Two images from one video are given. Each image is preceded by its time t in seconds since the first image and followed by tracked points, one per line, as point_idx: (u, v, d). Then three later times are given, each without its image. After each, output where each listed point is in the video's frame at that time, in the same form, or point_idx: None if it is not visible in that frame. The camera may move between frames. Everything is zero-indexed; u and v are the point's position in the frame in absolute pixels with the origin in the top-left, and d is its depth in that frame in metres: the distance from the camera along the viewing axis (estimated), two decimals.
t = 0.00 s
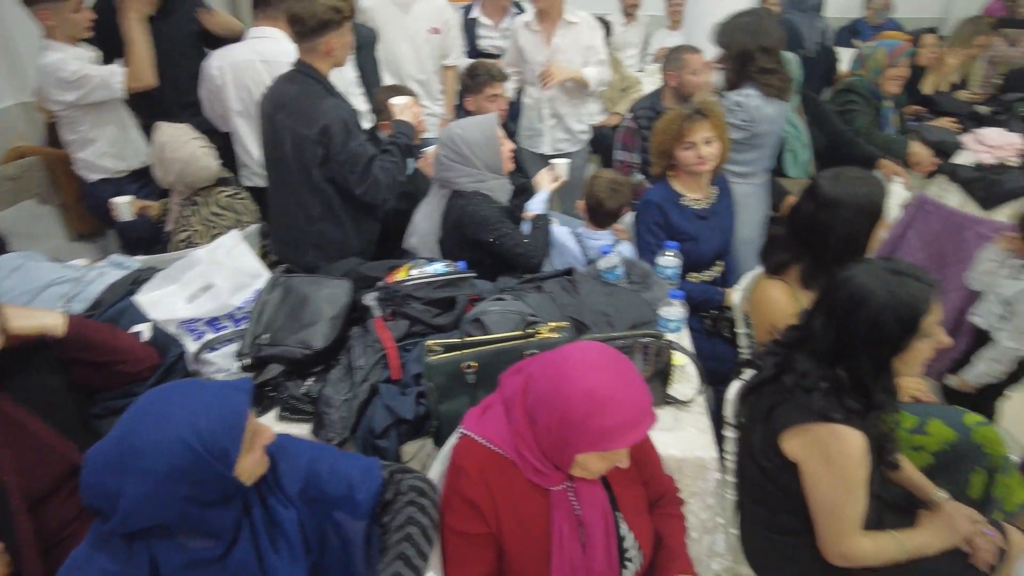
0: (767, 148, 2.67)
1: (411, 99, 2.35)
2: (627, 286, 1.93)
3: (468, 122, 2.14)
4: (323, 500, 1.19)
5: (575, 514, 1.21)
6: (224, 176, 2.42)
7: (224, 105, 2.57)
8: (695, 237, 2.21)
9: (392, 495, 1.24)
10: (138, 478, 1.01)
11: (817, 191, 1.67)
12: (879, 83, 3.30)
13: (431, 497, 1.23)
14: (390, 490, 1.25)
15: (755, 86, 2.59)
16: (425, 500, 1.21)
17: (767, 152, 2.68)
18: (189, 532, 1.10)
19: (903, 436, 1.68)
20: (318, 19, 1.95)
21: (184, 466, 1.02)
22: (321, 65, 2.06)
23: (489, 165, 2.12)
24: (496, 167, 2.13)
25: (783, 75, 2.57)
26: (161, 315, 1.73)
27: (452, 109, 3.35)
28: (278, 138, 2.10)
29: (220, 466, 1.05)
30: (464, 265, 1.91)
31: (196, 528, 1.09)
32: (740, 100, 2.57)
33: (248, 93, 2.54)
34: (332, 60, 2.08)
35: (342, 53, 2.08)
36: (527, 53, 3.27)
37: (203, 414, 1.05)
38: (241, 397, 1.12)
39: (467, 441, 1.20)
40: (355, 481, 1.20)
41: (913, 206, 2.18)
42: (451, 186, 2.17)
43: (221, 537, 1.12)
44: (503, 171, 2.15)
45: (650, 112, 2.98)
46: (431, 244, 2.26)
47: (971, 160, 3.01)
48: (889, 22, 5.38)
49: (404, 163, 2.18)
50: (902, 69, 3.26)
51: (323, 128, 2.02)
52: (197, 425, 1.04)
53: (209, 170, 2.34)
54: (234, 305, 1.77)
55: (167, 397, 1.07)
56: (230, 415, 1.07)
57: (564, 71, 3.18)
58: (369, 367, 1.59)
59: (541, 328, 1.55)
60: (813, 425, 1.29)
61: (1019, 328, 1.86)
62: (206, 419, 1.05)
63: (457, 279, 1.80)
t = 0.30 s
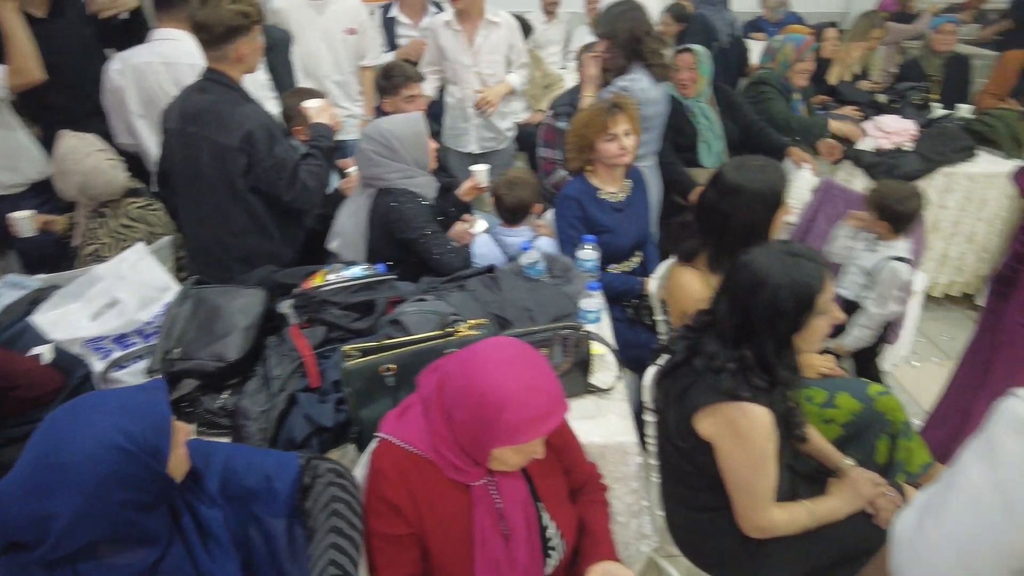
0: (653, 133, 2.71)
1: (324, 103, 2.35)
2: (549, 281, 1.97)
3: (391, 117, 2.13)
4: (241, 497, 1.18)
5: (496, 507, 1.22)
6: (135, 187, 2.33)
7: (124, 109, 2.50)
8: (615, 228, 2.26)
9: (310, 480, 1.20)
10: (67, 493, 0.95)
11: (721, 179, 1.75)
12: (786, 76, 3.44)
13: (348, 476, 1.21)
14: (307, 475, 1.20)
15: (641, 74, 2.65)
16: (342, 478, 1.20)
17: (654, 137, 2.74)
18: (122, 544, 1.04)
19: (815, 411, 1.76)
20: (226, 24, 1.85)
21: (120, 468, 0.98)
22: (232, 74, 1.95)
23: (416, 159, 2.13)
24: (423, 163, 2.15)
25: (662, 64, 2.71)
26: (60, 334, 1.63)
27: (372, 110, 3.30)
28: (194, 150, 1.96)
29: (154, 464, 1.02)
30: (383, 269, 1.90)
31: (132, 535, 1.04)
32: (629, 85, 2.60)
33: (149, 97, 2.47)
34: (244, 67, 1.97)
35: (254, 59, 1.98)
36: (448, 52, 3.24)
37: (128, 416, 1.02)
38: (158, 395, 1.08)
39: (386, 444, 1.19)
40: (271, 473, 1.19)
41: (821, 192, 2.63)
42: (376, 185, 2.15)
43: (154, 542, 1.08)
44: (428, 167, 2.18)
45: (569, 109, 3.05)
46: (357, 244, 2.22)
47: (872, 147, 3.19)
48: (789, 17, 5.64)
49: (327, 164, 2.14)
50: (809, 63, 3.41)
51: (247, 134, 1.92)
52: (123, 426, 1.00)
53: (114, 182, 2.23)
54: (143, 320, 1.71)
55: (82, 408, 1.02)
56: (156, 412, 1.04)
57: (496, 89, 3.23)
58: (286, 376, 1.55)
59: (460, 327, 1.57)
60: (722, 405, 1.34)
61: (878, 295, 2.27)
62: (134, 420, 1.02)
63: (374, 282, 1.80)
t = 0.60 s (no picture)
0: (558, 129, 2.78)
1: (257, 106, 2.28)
2: (495, 277, 1.98)
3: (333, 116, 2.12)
4: (184, 503, 1.15)
5: (443, 503, 1.22)
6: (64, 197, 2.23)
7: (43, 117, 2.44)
8: (560, 222, 2.28)
9: (253, 487, 1.17)
10: (11, 496, 0.92)
11: (656, 171, 1.81)
12: (724, 71, 3.53)
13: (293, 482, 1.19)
14: (250, 482, 1.18)
15: (541, 70, 2.70)
16: (289, 485, 1.17)
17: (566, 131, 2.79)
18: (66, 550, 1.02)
19: (756, 393, 1.82)
20: (150, 29, 1.79)
21: (68, 469, 0.96)
22: (160, 80, 1.88)
23: (358, 157, 2.14)
24: (366, 161, 2.16)
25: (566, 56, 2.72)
26: None
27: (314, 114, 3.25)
28: (129, 162, 1.88)
29: (100, 466, 1.00)
30: (324, 272, 1.87)
31: (76, 540, 1.02)
32: (522, 84, 2.67)
33: (68, 104, 2.41)
34: (175, 73, 1.91)
35: (184, 65, 1.92)
36: (402, 52, 3.22)
37: (75, 416, 0.99)
38: (103, 395, 1.05)
39: (329, 447, 1.18)
40: (213, 480, 1.16)
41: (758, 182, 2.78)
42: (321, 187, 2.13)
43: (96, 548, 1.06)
44: (370, 165, 2.19)
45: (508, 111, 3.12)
46: (298, 242, 2.16)
47: (804, 136, 3.27)
48: (721, 15, 5.81)
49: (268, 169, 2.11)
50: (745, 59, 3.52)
51: (185, 141, 1.86)
52: (70, 427, 0.97)
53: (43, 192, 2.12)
54: (73, 334, 1.63)
55: (25, 408, 0.98)
56: (101, 413, 1.02)
57: (445, 89, 3.19)
58: (227, 385, 1.52)
59: (404, 326, 1.56)
60: (662, 391, 1.37)
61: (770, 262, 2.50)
62: (80, 420, 0.99)
63: (316, 286, 1.76)
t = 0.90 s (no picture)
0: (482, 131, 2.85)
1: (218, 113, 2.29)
2: (469, 279, 2.00)
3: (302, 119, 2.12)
4: (161, 518, 1.14)
5: (424, 505, 1.23)
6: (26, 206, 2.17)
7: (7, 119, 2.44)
8: (534, 222, 2.29)
9: (231, 503, 1.17)
10: None
11: (625, 170, 1.85)
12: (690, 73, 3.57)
13: (271, 496, 1.19)
14: (227, 498, 1.18)
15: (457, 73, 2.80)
16: (266, 501, 1.17)
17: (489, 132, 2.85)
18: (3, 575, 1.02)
19: (727, 386, 1.86)
20: (107, 36, 1.74)
21: None
22: (117, 90, 1.84)
23: (327, 159, 2.12)
24: (334, 163, 2.13)
25: (479, 59, 2.74)
26: None
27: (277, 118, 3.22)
28: (91, 179, 1.84)
29: (33, 507, 0.96)
30: (297, 279, 1.86)
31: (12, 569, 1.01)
32: (438, 86, 2.82)
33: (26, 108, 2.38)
34: (133, 83, 1.87)
35: (143, 74, 1.88)
36: (380, 50, 3.23)
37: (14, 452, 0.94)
38: (65, 430, 1.00)
39: (310, 453, 1.18)
40: (189, 495, 1.16)
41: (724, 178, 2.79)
42: (292, 189, 2.12)
43: None
44: (341, 168, 2.18)
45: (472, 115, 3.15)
46: (273, 247, 2.14)
47: (768, 134, 3.36)
48: (683, 14, 5.90)
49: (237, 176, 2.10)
50: (710, 61, 3.58)
51: (148, 155, 1.81)
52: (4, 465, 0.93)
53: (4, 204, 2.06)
54: (40, 348, 1.60)
55: None
56: (43, 452, 0.96)
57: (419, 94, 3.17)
58: (201, 395, 1.51)
59: (380, 331, 1.56)
60: (637, 386, 1.40)
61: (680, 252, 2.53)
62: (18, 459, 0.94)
63: (290, 292, 1.75)
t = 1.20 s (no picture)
0: (436, 133, 2.87)
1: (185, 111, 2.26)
2: (455, 282, 2.02)
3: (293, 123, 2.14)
4: (164, 539, 1.13)
5: (429, 506, 1.24)
6: None
7: None
8: (522, 220, 2.32)
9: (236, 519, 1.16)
10: None
11: (607, 170, 1.89)
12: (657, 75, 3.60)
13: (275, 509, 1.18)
14: (232, 514, 1.16)
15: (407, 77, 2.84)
16: (273, 512, 1.16)
17: (444, 134, 2.88)
18: None
19: (712, 379, 1.92)
20: (79, 48, 1.71)
21: None
22: (86, 104, 1.78)
23: (317, 161, 2.15)
24: (324, 165, 2.18)
25: (426, 63, 2.76)
26: None
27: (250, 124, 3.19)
28: (63, 197, 1.79)
29: None
30: (284, 287, 1.85)
31: None
32: (391, 91, 2.88)
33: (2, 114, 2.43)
34: (103, 99, 1.82)
35: (114, 91, 1.83)
36: (360, 52, 3.23)
37: None
38: (32, 481, 0.91)
39: (315, 457, 1.18)
40: (192, 511, 1.14)
41: (695, 177, 2.84)
42: (281, 189, 2.12)
43: None
44: (329, 171, 2.21)
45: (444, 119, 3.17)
46: (262, 246, 2.13)
47: (737, 131, 3.45)
48: (647, 14, 6.00)
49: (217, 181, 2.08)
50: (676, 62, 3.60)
51: (124, 173, 1.78)
52: None
53: None
54: (24, 365, 1.55)
55: None
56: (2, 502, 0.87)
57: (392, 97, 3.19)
58: (195, 407, 1.50)
59: (374, 336, 1.57)
60: (630, 381, 1.44)
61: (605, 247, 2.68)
62: None
63: (279, 299, 1.74)
